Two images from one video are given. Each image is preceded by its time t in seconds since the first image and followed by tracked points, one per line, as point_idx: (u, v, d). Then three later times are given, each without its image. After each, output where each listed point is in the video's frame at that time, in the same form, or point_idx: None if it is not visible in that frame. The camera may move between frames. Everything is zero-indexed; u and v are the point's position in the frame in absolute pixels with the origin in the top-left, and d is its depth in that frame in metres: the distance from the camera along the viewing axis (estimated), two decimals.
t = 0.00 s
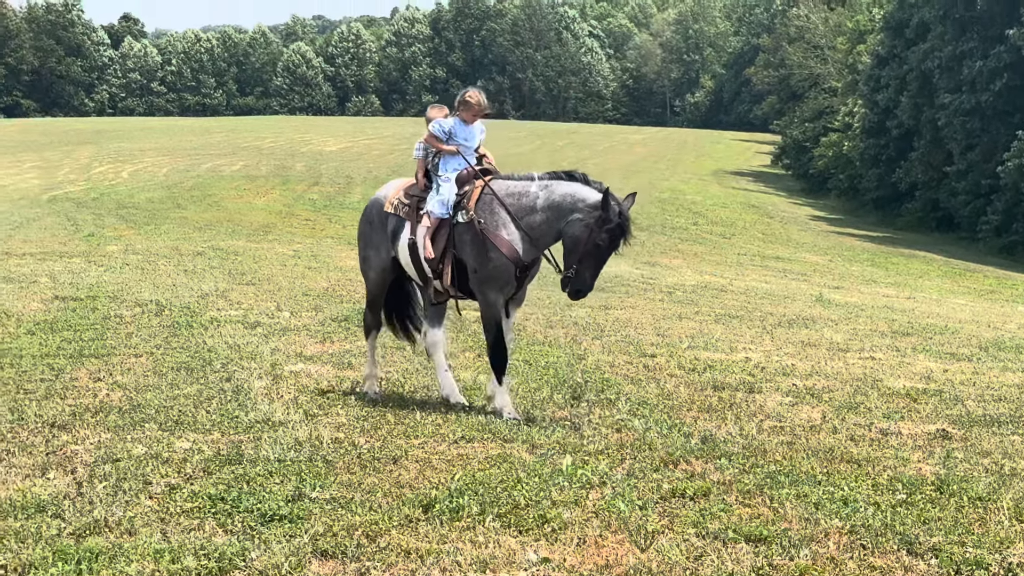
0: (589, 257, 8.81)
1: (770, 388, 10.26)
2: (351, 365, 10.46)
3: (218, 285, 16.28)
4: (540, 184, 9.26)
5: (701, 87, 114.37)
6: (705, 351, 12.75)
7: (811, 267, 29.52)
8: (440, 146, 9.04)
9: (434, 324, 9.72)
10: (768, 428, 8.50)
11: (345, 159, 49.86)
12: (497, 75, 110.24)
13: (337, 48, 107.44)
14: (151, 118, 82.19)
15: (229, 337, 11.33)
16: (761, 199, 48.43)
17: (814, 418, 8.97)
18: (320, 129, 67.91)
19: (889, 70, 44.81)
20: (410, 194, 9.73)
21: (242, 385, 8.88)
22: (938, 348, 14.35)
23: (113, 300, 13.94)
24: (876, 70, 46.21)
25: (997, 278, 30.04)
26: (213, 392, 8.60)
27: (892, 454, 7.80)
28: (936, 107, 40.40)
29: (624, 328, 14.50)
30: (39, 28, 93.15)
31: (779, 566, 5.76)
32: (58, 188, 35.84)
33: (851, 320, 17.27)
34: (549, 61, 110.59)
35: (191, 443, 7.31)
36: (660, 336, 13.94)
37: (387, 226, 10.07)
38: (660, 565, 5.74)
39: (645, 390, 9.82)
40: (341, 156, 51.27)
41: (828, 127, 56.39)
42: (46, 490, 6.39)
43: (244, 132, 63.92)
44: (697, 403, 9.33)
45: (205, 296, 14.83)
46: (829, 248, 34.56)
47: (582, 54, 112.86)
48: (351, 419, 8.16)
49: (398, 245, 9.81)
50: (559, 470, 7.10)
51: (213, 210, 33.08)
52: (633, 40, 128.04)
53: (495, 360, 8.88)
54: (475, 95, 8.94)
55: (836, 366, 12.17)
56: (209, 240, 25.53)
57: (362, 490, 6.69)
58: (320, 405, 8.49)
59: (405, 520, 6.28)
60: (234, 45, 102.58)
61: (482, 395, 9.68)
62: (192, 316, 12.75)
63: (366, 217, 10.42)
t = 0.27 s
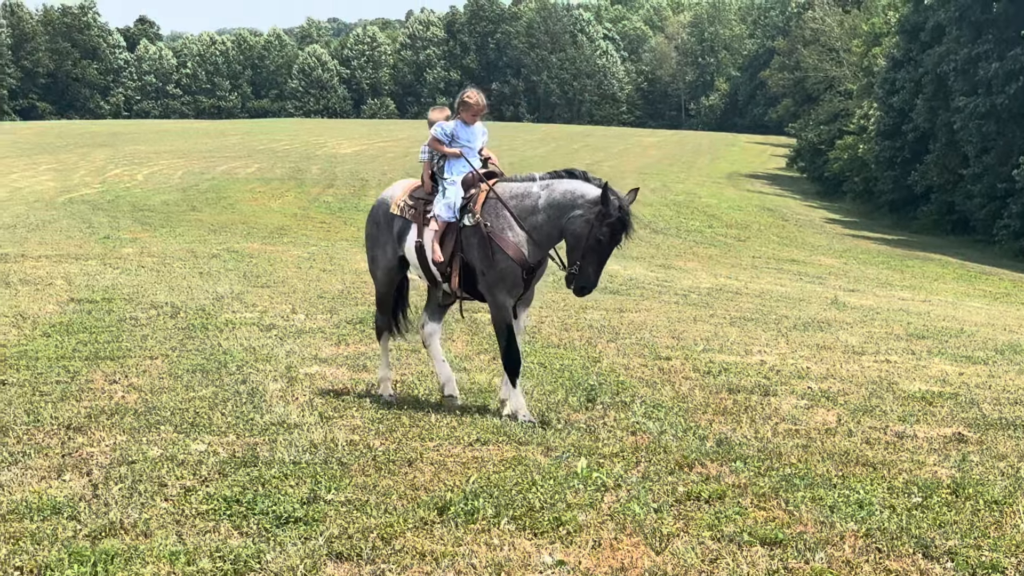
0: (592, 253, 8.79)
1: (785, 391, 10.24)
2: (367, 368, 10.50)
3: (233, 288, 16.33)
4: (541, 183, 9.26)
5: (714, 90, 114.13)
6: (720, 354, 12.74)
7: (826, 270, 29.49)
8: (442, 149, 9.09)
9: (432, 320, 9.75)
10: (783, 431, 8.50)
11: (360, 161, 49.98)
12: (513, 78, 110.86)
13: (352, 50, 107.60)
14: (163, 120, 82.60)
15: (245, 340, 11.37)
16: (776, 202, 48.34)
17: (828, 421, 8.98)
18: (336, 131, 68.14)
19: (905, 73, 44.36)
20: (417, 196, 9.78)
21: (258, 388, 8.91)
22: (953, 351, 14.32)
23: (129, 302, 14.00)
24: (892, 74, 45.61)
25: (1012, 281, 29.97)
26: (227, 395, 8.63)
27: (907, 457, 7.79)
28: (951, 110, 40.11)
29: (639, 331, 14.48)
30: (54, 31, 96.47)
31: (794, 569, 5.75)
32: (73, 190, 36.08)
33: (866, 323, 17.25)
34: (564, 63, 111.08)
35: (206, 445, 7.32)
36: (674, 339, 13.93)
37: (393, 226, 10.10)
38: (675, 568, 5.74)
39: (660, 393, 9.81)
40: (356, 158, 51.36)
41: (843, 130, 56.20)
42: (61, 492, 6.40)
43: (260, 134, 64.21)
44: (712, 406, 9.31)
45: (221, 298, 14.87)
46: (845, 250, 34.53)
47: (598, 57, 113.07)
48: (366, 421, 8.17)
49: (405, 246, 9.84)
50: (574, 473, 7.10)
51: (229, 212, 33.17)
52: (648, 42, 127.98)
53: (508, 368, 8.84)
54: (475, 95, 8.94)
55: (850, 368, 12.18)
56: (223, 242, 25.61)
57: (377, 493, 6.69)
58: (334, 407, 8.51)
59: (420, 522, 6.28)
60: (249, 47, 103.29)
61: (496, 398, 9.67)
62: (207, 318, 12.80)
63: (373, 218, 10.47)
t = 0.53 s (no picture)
0: (601, 235, 8.73)
1: (801, 393, 10.23)
2: (383, 369, 10.54)
3: (248, 289, 16.34)
4: (543, 178, 9.27)
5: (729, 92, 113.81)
6: (735, 356, 12.73)
7: (842, 271, 29.42)
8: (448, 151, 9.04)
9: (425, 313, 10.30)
10: (798, 433, 8.49)
11: (375, 163, 49.95)
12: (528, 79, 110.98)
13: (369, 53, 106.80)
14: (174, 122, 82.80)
15: (260, 341, 11.41)
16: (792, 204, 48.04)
17: (844, 424, 8.96)
18: (351, 133, 68.22)
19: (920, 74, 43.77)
20: (425, 197, 9.78)
21: (273, 389, 8.94)
22: (969, 353, 14.30)
23: (145, 304, 14.05)
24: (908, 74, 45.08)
25: None
26: (243, 396, 8.66)
27: (924, 459, 7.77)
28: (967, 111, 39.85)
29: (654, 333, 14.47)
30: (70, 33, 97.10)
31: (810, 570, 5.75)
32: (89, 193, 36.19)
33: (882, 325, 17.22)
34: (581, 65, 111.29)
35: (222, 447, 7.33)
36: (689, 341, 13.92)
37: (402, 226, 10.08)
38: (691, 570, 5.73)
39: (675, 395, 9.81)
40: (371, 160, 51.36)
41: (858, 132, 55.94)
42: (77, 493, 6.41)
43: (275, 136, 64.32)
44: (727, 408, 9.31)
45: (236, 300, 14.89)
46: (860, 252, 34.43)
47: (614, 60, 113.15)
48: (382, 422, 8.19)
49: (415, 247, 9.84)
50: (589, 475, 7.10)
51: (244, 214, 33.20)
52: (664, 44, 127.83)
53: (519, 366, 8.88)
54: (477, 96, 8.82)
55: (867, 370, 12.17)
56: (238, 244, 25.60)
57: (392, 494, 6.69)
58: (350, 409, 8.52)
59: (435, 524, 6.27)
60: (264, 49, 103.61)
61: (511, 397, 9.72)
62: (222, 320, 12.84)
63: (382, 217, 10.45)
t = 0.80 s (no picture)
0: (606, 228, 8.71)
1: (816, 395, 10.23)
2: (397, 371, 10.54)
3: (263, 291, 16.38)
4: (545, 178, 9.30)
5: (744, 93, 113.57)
6: (749, 358, 12.72)
7: (856, 273, 29.38)
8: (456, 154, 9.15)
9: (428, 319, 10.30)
10: (813, 435, 8.48)
11: (388, 165, 50.00)
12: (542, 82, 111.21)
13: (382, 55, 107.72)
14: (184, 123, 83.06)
15: (274, 343, 11.43)
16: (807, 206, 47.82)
17: (859, 426, 8.96)
18: (366, 135, 68.34)
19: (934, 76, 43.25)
20: (433, 200, 9.79)
21: (287, 391, 8.97)
22: (984, 355, 14.28)
23: (160, 306, 14.08)
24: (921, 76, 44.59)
25: None
26: (258, 398, 8.68)
27: (939, 461, 7.77)
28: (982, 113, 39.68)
29: (668, 335, 14.47)
30: (85, 35, 98.01)
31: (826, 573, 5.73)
32: (104, 195, 36.36)
33: (897, 327, 17.20)
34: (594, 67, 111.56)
35: (237, 449, 7.35)
36: (703, 343, 13.91)
37: (410, 229, 10.08)
38: (707, 572, 5.72)
39: (689, 397, 9.80)
40: (384, 162, 51.39)
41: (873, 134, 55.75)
42: (93, 495, 6.42)
43: (289, 138, 64.49)
44: (741, 410, 9.31)
45: (251, 302, 14.93)
46: (874, 254, 34.36)
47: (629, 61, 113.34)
48: (397, 425, 8.19)
49: (423, 250, 9.85)
50: (604, 477, 7.10)
51: (258, 216, 33.28)
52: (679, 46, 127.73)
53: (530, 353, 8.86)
54: (482, 101, 8.96)
55: (882, 372, 12.17)
56: (253, 246, 25.66)
57: (407, 496, 6.69)
58: (364, 411, 8.54)
59: (450, 526, 6.27)
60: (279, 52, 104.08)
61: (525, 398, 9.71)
62: (237, 322, 12.88)
63: (390, 219, 10.45)
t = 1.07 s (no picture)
0: (605, 241, 8.63)
1: (829, 398, 10.23)
2: (410, 375, 10.57)
3: (277, 294, 16.40)
4: (549, 183, 9.15)
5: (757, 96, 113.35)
6: (763, 360, 12.73)
7: (870, 276, 29.33)
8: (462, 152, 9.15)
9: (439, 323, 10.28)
10: (827, 438, 8.48)
11: (401, 168, 50.01)
12: (555, 85, 111.37)
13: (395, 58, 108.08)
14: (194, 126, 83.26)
15: (288, 346, 11.46)
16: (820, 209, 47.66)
17: (873, 428, 8.96)
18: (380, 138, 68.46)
19: (947, 79, 43.16)
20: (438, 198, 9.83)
21: (301, 394, 8.98)
22: (999, 358, 14.27)
23: (173, 309, 14.10)
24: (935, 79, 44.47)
25: None
26: (273, 401, 8.70)
27: (953, 464, 7.77)
28: (995, 116, 39.46)
29: (681, 338, 14.46)
30: (98, 38, 98.37)
31: None
32: (118, 198, 36.46)
33: (912, 330, 17.19)
34: (608, 70, 111.67)
35: (251, 452, 7.37)
36: (717, 345, 13.91)
37: (415, 228, 10.14)
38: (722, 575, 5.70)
39: (702, 401, 9.80)
40: (398, 165, 51.39)
41: (887, 136, 55.55)
42: (107, 498, 6.43)
43: (303, 141, 64.59)
44: (755, 413, 9.31)
45: (264, 305, 14.95)
46: (889, 257, 34.26)
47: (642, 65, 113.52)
48: (410, 428, 8.20)
49: (426, 248, 9.89)
50: (618, 480, 7.09)
51: (272, 219, 33.32)
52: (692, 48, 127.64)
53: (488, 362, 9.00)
54: (491, 101, 8.93)
55: (896, 375, 12.16)
56: (267, 249, 25.70)
57: (421, 499, 6.70)
58: (378, 414, 8.55)
59: (464, 529, 6.27)
60: (292, 56, 104.33)
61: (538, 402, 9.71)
62: (251, 325, 12.91)
63: (398, 218, 10.52)
